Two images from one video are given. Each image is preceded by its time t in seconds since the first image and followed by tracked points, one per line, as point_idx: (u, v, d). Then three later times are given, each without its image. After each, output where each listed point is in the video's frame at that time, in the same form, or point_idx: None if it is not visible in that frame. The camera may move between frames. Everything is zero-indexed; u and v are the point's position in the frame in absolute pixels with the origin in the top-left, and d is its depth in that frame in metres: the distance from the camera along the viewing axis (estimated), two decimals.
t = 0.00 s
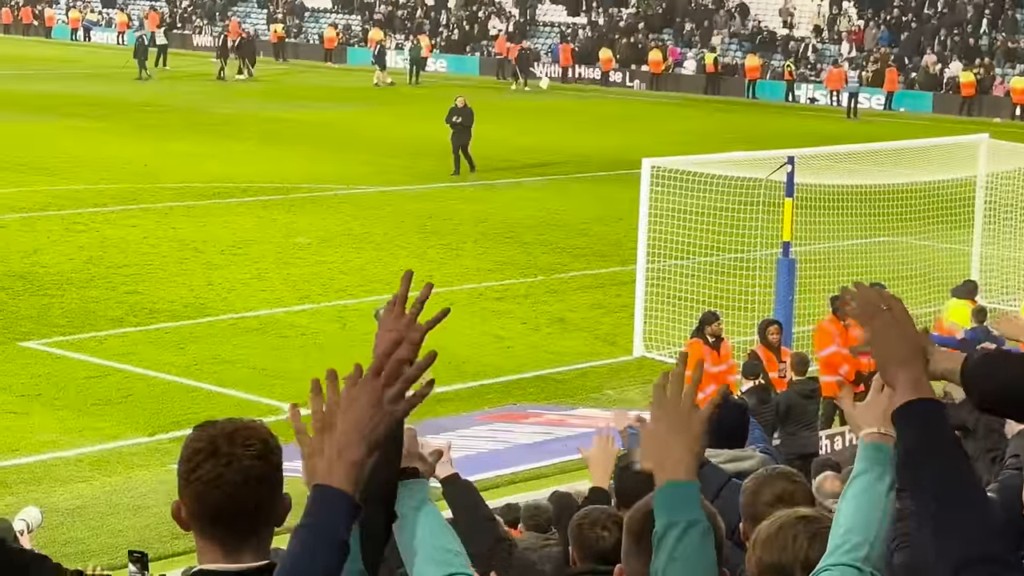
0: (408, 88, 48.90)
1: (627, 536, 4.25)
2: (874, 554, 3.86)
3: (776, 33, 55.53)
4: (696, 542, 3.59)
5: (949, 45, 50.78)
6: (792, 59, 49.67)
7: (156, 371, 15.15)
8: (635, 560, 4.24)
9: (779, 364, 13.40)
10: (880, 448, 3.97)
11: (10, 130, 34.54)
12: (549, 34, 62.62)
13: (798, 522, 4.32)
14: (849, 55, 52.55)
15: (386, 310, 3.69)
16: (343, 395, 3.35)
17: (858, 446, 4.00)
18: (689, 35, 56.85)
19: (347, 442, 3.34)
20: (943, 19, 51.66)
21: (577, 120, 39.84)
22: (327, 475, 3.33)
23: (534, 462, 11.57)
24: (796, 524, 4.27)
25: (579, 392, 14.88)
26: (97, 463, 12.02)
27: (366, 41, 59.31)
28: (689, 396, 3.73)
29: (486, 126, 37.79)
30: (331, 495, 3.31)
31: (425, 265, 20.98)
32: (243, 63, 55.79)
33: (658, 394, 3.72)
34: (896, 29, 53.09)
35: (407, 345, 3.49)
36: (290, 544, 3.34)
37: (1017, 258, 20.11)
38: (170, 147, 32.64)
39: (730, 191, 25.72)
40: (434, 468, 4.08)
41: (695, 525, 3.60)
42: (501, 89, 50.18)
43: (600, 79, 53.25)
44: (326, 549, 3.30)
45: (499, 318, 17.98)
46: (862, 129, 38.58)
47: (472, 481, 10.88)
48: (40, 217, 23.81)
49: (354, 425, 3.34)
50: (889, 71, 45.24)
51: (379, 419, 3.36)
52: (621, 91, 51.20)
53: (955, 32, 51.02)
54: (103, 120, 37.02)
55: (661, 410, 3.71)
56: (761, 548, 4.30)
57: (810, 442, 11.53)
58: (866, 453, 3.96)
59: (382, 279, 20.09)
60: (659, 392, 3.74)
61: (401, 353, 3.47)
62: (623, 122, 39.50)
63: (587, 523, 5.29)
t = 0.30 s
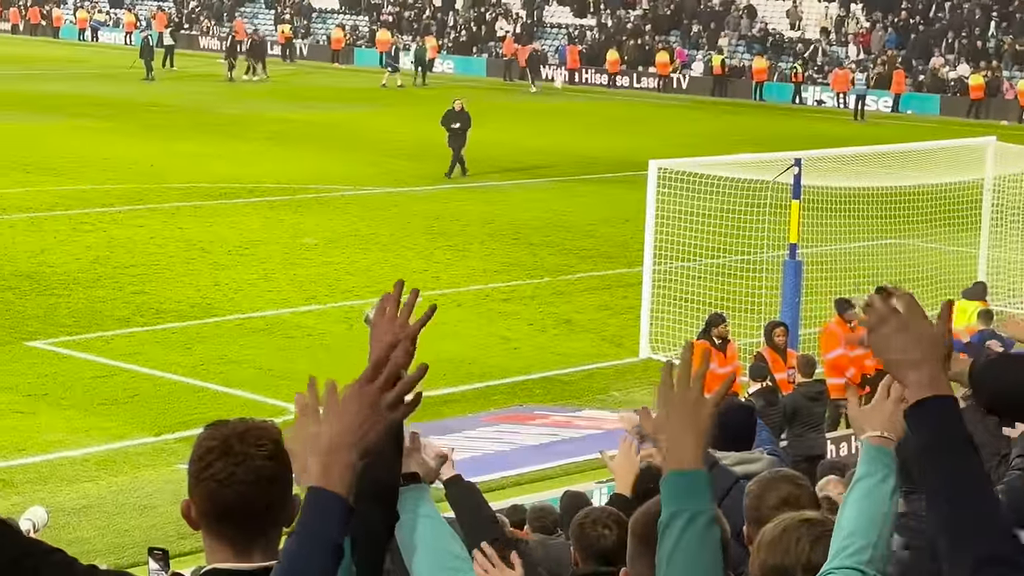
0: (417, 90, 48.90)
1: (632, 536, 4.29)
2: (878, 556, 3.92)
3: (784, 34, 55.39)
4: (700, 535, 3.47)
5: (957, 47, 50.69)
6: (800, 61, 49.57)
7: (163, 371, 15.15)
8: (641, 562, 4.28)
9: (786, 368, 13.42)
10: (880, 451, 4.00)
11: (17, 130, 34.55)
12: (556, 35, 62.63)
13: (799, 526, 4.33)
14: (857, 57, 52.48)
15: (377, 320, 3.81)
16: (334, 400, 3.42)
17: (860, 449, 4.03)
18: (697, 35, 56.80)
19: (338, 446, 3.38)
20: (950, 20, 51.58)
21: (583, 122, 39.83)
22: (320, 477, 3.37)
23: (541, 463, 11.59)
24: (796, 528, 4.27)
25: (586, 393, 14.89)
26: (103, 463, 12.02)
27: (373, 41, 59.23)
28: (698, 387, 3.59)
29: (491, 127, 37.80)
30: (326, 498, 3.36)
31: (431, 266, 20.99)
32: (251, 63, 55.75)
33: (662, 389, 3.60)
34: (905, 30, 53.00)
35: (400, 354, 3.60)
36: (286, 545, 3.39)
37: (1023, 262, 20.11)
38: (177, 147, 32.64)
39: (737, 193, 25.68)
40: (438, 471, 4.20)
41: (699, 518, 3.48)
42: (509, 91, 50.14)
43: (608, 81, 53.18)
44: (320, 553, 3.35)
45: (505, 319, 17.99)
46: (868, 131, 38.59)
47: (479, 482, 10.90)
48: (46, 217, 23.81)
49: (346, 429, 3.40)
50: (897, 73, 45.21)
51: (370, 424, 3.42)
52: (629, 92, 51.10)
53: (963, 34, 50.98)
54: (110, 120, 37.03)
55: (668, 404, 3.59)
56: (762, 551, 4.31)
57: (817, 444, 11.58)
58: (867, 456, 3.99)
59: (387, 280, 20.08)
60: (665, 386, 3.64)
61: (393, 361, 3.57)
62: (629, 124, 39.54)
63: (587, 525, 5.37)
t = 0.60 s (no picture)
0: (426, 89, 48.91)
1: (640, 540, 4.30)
2: (884, 558, 3.94)
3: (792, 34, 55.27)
4: (696, 539, 3.57)
5: (965, 48, 50.57)
6: (808, 61, 49.50)
7: (171, 370, 15.16)
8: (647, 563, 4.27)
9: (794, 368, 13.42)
10: (883, 455, 3.99)
11: (26, 128, 34.59)
12: (565, 35, 62.55)
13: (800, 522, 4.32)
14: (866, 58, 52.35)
15: (371, 322, 3.81)
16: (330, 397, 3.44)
17: (862, 453, 4.02)
18: (706, 35, 56.68)
19: (337, 441, 3.41)
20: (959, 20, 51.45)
21: (591, 121, 39.80)
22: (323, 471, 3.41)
23: (547, 463, 11.59)
24: (803, 525, 4.26)
25: (593, 392, 14.89)
26: (111, 461, 12.03)
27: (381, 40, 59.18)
28: (692, 398, 3.69)
29: (498, 127, 37.77)
30: (327, 488, 3.40)
31: (439, 265, 20.99)
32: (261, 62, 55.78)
33: (655, 397, 3.67)
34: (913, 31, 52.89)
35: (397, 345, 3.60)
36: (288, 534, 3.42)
37: None
38: (185, 146, 32.66)
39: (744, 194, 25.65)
40: (436, 476, 4.24)
41: (696, 524, 3.57)
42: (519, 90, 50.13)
43: (616, 81, 53.08)
44: (321, 544, 3.37)
45: (512, 319, 18.00)
46: (876, 132, 38.53)
47: (486, 481, 10.89)
48: (55, 215, 23.83)
49: (344, 423, 3.43)
50: (906, 74, 45.10)
51: (369, 418, 3.45)
52: (637, 92, 51.09)
53: (972, 35, 50.87)
54: (119, 119, 37.06)
55: (659, 409, 3.69)
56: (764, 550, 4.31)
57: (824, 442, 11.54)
58: (870, 460, 3.99)
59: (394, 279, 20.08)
60: (658, 389, 3.70)
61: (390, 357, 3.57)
62: (636, 124, 39.51)
63: (596, 524, 5.37)
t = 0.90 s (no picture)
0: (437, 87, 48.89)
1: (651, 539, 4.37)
2: (897, 561, 3.92)
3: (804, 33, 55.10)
4: (714, 540, 3.69)
5: (977, 48, 50.42)
6: (819, 62, 49.45)
7: (181, 368, 15.17)
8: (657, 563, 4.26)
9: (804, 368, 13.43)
10: (898, 463, 4.01)
11: (36, 126, 34.65)
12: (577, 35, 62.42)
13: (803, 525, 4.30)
14: (877, 57, 52.17)
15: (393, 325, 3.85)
16: (363, 398, 3.42)
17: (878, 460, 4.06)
18: (717, 35, 56.49)
19: (367, 447, 3.40)
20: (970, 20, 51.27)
21: (601, 121, 39.78)
22: (349, 474, 3.40)
23: (557, 462, 11.58)
24: (812, 522, 4.26)
25: (603, 392, 14.88)
26: (121, 459, 12.05)
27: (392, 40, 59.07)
28: (706, 399, 3.72)
29: (508, 126, 37.75)
30: (353, 493, 3.40)
31: (448, 264, 20.99)
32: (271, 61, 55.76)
33: (677, 395, 3.73)
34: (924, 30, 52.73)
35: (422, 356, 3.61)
36: (312, 538, 3.42)
37: None
38: (194, 144, 32.68)
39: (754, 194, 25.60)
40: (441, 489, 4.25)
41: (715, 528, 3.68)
42: (531, 89, 50.07)
43: (627, 81, 52.90)
44: (343, 547, 3.38)
45: (522, 318, 17.99)
46: (888, 132, 38.45)
47: (496, 480, 10.89)
48: (65, 213, 23.85)
49: (375, 427, 3.42)
50: (917, 73, 44.97)
51: (396, 424, 3.44)
52: (648, 92, 51.04)
53: (984, 35, 50.72)
54: (130, 117, 37.09)
55: (674, 410, 3.72)
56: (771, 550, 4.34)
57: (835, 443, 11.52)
58: (885, 467, 4.00)
59: (403, 278, 20.07)
60: (672, 393, 3.75)
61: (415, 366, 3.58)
62: (645, 124, 39.47)
63: (609, 526, 5.37)
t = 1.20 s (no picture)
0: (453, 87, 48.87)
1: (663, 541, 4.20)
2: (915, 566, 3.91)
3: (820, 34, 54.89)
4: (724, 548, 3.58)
5: (993, 49, 50.32)
6: (834, 62, 49.36)
7: (195, 367, 15.20)
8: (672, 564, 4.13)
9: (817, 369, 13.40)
10: (922, 468, 3.96)
11: (50, 125, 34.73)
12: (591, 35, 62.47)
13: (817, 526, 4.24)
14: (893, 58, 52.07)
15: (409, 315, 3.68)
16: (374, 396, 3.42)
17: (901, 465, 4.00)
18: (731, 36, 56.44)
19: (380, 444, 3.41)
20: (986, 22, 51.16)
21: (615, 121, 39.76)
22: (366, 470, 3.43)
23: (570, 462, 11.57)
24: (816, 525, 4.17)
25: (617, 392, 14.89)
26: (136, 457, 12.07)
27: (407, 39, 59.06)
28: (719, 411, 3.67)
29: (521, 125, 37.75)
30: (370, 489, 3.42)
31: (462, 264, 21.00)
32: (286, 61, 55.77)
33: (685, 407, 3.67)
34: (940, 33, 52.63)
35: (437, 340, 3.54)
36: (328, 536, 3.45)
37: None
38: (208, 143, 32.71)
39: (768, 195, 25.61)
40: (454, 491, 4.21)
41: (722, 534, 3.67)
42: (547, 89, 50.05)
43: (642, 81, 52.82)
44: (355, 545, 3.41)
45: (536, 318, 18.00)
46: (901, 133, 38.37)
47: (510, 480, 10.89)
48: (81, 212, 23.90)
49: (387, 423, 3.41)
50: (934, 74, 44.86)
51: (408, 418, 3.43)
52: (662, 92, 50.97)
53: (1000, 36, 50.60)
54: (144, 116, 37.16)
55: (686, 422, 3.68)
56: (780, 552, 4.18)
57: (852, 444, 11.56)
58: (909, 472, 3.96)
59: (417, 278, 20.06)
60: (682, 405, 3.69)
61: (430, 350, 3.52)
62: (658, 124, 39.47)
63: (625, 525, 5.38)
